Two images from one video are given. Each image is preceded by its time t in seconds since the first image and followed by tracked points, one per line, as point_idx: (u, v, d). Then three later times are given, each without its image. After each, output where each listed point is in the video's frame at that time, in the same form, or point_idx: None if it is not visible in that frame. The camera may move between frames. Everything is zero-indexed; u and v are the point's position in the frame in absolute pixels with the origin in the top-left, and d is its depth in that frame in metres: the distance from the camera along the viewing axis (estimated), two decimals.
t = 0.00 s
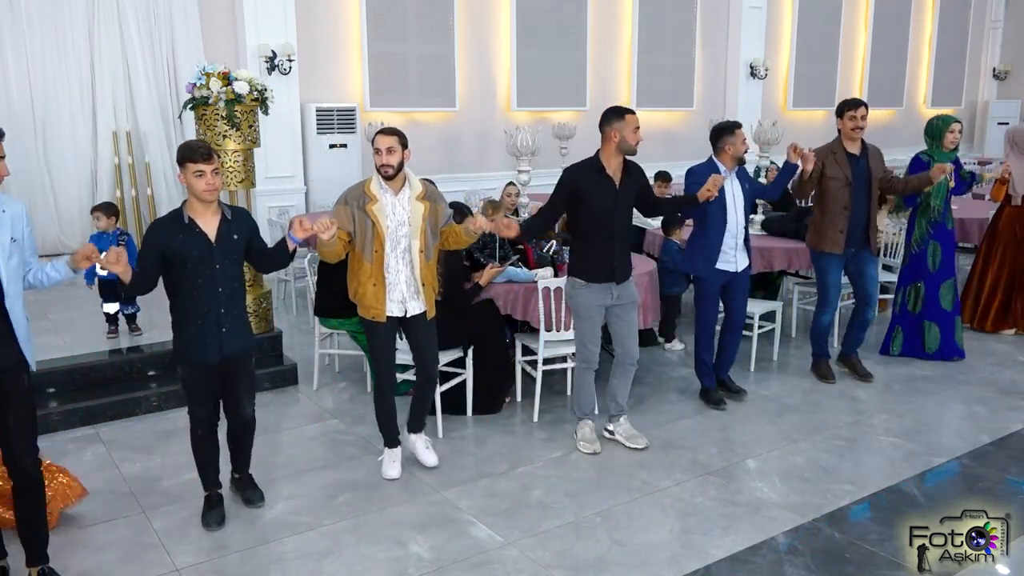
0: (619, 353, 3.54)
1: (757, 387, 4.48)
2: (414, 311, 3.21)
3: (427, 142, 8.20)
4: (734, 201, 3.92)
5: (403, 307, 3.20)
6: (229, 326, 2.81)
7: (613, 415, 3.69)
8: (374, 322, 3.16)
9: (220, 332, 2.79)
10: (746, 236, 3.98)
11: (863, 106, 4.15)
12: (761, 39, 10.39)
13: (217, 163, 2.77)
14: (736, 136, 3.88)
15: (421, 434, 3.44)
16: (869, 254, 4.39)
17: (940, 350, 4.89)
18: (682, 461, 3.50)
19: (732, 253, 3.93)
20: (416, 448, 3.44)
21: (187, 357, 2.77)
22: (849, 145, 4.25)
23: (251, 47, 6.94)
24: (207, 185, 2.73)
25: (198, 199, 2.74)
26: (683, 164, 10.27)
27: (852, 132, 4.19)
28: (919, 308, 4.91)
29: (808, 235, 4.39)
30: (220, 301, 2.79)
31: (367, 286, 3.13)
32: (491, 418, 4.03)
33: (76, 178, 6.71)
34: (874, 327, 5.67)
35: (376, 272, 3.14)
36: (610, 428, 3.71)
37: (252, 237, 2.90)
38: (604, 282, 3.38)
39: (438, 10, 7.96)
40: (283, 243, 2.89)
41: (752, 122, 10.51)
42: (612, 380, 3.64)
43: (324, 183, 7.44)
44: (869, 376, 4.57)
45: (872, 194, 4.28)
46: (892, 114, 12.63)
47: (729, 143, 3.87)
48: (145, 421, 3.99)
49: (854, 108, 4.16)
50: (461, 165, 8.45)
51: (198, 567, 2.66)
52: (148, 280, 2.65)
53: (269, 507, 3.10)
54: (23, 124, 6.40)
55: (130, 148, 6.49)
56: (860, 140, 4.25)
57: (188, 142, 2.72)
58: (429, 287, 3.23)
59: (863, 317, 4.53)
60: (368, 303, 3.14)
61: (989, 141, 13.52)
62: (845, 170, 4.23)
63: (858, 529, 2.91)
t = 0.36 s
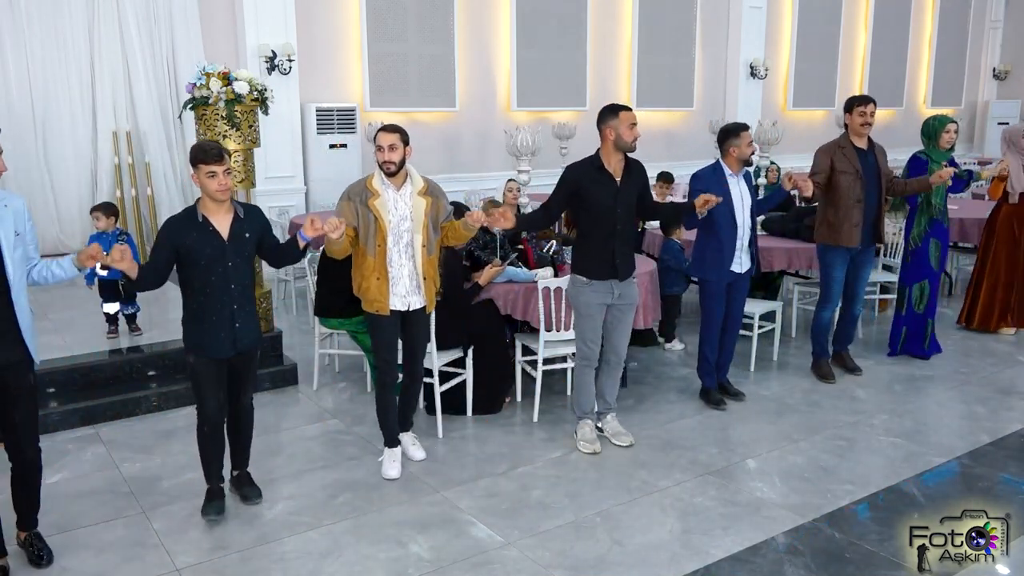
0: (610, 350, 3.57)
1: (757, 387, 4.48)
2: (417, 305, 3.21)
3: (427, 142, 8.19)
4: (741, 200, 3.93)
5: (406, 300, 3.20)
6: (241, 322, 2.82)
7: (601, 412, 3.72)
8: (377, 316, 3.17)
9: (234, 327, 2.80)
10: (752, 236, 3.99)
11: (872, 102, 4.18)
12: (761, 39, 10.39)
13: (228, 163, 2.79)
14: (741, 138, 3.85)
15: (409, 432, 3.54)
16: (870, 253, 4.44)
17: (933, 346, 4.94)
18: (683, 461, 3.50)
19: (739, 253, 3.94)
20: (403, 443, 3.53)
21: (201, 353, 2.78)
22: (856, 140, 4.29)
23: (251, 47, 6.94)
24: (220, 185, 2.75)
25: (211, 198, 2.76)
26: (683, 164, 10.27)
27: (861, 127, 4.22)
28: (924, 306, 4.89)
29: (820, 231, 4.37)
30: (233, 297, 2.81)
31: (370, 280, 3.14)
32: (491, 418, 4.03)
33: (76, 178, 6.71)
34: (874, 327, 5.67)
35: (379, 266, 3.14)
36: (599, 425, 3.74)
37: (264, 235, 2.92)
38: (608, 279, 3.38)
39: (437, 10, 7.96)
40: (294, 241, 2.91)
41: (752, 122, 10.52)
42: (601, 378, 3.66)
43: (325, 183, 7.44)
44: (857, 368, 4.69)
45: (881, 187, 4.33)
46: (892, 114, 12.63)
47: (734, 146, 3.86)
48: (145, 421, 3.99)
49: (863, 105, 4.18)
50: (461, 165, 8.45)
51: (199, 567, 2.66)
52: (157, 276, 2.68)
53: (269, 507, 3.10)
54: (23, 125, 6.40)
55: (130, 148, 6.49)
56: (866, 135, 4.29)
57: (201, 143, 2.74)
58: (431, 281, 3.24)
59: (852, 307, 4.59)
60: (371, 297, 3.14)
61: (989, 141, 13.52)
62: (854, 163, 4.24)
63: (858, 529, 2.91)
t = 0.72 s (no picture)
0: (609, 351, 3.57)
1: (756, 387, 4.48)
2: (416, 304, 3.21)
3: (427, 142, 8.19)
4: (745, 199, 3.93)
5: (405, 299, 3.20)
6: (244, 320, 2.82)
7: (602, 412, 3.74)
8: (376, 315, 3.18)
9: (237, 325, 2.80)
10: (755, 235, 4.00)
11: (894, 110, 4.16)
12: (761, 39, 10.39)
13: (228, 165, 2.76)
14: (740, 137, 3.85)
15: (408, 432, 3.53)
16: (874, 248, 4.43)
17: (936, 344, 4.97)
18: (682, 461, 3.50)
19: (740, 252, 3.95)
20: (404, 445, 3.52)
21: (203, 351, 2.78)
22: (866, 141, 4.29)
23: (251, 47, 6.94)
24: (220, 188, 2.74)
25: (211, 199, 2.76)
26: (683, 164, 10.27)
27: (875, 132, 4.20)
28: (927, 305, 4.90)
29: (820, 226, 4.38)
30: (236, 296, 2.81)
31: (370, 279, 3.15)
32: (491, 418, 4.03)
33: (76, 178, 6.71)
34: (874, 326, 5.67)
35: (378, 265, 3.16)
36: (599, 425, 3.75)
37: (265, 233, 2.92)
38: (604, 280, 3.38)
39: (437, 10, 7.96)
40: (295, 238, 2.90)
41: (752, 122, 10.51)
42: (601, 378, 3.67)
43: (325, 183, 7.44)
44: (859, 368, 4.69)
45: (886, 188, 4.33)
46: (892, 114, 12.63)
47: (733, 144, 3.86)
48: (145, 421, 3.99)
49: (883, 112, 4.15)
50: (461, 165, 8.45)
51: (199, 567, 2.66)
52: (158, 274, 2.68)
53: (269, 507, 3.10)
54: (23, 125, 6.40)
55: (130, 148, 6.49)
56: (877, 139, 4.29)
57: (199, 145, 2.71)
58: (430, 280, 3.24)
59: (856, 305, 4.59)
60: (370, 296, 3.16)
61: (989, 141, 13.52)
62: (860, 162, 4.24)
63: (858, 529, 2.91)
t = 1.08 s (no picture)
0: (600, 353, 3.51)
1: (756, 387, 4.48)
2: (413, 305, 3.21)
3: (427, 142, 8.19)
4: (749, 207, 3.92)
5: (402, 301, 3.20)
6: (235, 324, 2.82)
7: (601, 412, 3.72)
8: (374, 316, 3.18)
9: (229, 330, 2.80)
10: (758, 243, 3.99)
11: (896, 108, 4.15)
12: (761, 39, 10.39)
13: (222, 166, 2.76)
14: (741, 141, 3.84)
15: (407, 432, 3.52)
16: (876, 250, 4.44)
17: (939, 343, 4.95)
18: (683, 461, 3.50)
19: (745, 260, 3.96)
20: (403, 444, 3.52)
21: (195, 355, 2.77)
22: (870, 141, 4.30)
23: (251, 47, 6.94)
24: (213, 190, 2.74)
25: (204, 202, 2.75)
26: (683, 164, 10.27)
27: (879, 132, 4.20)
28: (922, 303, 4.91)
29: (827, 229, 4.37)
30: (228, 300, 2.80)
31: (367, 280, 3.15)
32: (491, 418, 4.03)
33: (76, 178, 6.71)
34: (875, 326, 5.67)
35: (375, 266, 3.15)
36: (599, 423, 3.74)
37: (262, 237, 2.91)
38: (582, 285, 3.31)
39: (437, 10, 7.96)
40: (291, 245, 2.92)
41: (752, 122, 10.52)
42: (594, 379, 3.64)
43: (325, 183, 7.43)
44: (858, 368, 4.69)
45: (889, 191, 4.35)
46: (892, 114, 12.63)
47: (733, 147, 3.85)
48: (145, 421, 3.99)
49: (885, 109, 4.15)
50: (461, 165, 8.45)
51: (199, 568, 2.66)
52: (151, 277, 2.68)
53: (269, 507, 3.10)
54: (22, 126, 6.40)
55: (129, 148, 6.50)
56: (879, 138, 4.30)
57: (192, 147, 2.70)
58: (427, 281, 3.24)
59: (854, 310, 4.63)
60: (369, 298, 3.15)
61: (989, 141, 13.52)
62: (865, 163, 4.25)
63: (858, 529, 2.91)
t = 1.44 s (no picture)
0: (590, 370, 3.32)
1: (756, 387, 4.48)
2: (399, 315, 3.17)
3: (427, 142, 8.19)
4: (738, 209, 3.72)
5: (387, 311, 3.15)
6: (204, 336, 2.69)
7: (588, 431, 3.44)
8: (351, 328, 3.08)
9: (196, 341, 2.68)
10: (753, 246, 3.77)
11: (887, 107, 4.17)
12: (761, 39, 10.39)
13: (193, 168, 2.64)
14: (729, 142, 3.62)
15: (406, 433, 3.55)
16: (874, 255, 4.44)
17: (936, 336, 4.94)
18: (683, 461, 3.50)
19: (731, 265, 3.71)
20: (402, 444, 3.54)
21: (160, 368, 2.65)
22: (868, 144, 4.27)
23: (251, 47, 6.94)
24: (181, 192, 2.61)
25: (172, 205, 2.62)
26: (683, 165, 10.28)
27: (873, 132, 4.21)
28: (919, 305, 4.90)
29: (818, 233, 4.35)
30: (195, 311, 2.67)
31: (348, 292, 3.06)
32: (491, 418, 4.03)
33: (77, 178, 6.71)
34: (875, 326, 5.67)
35: (359, 278, 3.07)
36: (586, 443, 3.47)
37: (233, 243, 2.79)
38: (566, 290, 3.22)
39: (437, 10, 7.96)
40: (267, 250, 2.79)
41: (752, 122, 10.52)
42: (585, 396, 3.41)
43: (325, 182, 7.44)
44: (858, 368, 4.67)
45: (886, 194, 4.33)
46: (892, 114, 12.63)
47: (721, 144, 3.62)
48: (145, 422, 3.99)
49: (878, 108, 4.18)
50: (461, 165, 8.45)
51: (199, 567, 2.66)
52: (116, 287, 2.57)
53: (269, 507, 3.10)
54: (22, 126, 6.41)
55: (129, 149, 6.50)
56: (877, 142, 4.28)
57: (162, 146, 2.59)
58: (413, 290, 3.20)
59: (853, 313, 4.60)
60: (347, 309, 3.06)
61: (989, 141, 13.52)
62: (864, 167, 4.23)
63: (858, 529, 2.91)
